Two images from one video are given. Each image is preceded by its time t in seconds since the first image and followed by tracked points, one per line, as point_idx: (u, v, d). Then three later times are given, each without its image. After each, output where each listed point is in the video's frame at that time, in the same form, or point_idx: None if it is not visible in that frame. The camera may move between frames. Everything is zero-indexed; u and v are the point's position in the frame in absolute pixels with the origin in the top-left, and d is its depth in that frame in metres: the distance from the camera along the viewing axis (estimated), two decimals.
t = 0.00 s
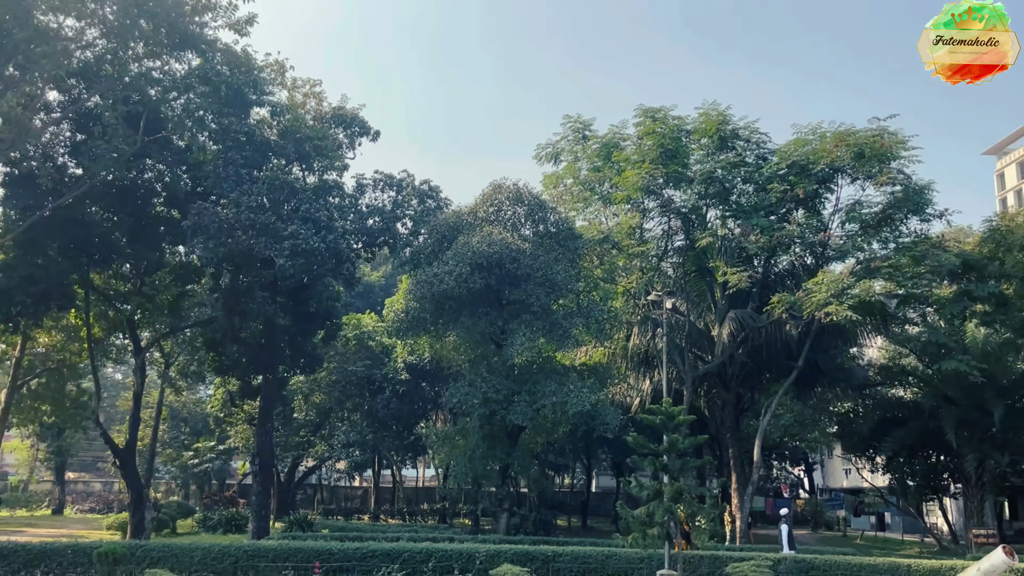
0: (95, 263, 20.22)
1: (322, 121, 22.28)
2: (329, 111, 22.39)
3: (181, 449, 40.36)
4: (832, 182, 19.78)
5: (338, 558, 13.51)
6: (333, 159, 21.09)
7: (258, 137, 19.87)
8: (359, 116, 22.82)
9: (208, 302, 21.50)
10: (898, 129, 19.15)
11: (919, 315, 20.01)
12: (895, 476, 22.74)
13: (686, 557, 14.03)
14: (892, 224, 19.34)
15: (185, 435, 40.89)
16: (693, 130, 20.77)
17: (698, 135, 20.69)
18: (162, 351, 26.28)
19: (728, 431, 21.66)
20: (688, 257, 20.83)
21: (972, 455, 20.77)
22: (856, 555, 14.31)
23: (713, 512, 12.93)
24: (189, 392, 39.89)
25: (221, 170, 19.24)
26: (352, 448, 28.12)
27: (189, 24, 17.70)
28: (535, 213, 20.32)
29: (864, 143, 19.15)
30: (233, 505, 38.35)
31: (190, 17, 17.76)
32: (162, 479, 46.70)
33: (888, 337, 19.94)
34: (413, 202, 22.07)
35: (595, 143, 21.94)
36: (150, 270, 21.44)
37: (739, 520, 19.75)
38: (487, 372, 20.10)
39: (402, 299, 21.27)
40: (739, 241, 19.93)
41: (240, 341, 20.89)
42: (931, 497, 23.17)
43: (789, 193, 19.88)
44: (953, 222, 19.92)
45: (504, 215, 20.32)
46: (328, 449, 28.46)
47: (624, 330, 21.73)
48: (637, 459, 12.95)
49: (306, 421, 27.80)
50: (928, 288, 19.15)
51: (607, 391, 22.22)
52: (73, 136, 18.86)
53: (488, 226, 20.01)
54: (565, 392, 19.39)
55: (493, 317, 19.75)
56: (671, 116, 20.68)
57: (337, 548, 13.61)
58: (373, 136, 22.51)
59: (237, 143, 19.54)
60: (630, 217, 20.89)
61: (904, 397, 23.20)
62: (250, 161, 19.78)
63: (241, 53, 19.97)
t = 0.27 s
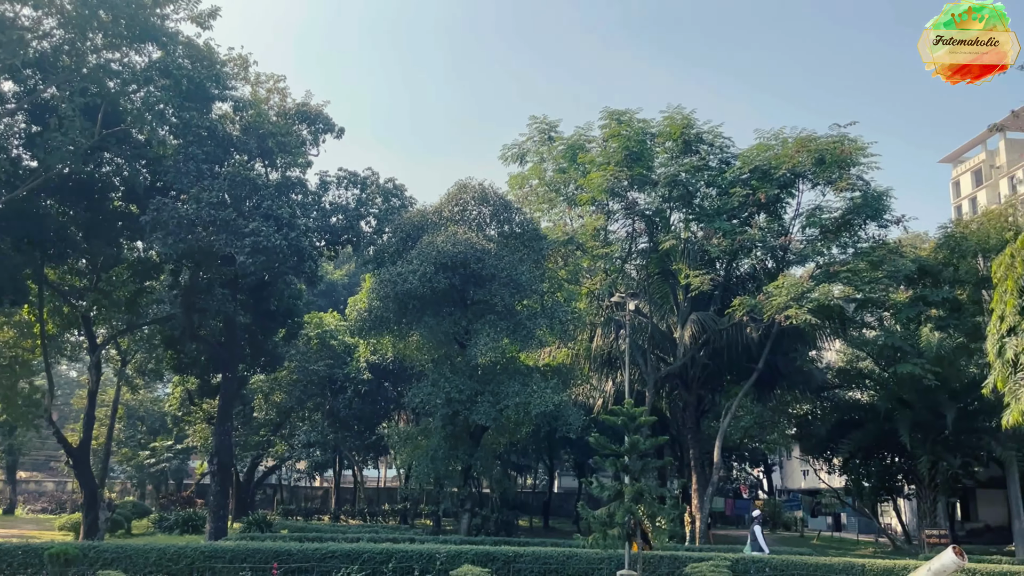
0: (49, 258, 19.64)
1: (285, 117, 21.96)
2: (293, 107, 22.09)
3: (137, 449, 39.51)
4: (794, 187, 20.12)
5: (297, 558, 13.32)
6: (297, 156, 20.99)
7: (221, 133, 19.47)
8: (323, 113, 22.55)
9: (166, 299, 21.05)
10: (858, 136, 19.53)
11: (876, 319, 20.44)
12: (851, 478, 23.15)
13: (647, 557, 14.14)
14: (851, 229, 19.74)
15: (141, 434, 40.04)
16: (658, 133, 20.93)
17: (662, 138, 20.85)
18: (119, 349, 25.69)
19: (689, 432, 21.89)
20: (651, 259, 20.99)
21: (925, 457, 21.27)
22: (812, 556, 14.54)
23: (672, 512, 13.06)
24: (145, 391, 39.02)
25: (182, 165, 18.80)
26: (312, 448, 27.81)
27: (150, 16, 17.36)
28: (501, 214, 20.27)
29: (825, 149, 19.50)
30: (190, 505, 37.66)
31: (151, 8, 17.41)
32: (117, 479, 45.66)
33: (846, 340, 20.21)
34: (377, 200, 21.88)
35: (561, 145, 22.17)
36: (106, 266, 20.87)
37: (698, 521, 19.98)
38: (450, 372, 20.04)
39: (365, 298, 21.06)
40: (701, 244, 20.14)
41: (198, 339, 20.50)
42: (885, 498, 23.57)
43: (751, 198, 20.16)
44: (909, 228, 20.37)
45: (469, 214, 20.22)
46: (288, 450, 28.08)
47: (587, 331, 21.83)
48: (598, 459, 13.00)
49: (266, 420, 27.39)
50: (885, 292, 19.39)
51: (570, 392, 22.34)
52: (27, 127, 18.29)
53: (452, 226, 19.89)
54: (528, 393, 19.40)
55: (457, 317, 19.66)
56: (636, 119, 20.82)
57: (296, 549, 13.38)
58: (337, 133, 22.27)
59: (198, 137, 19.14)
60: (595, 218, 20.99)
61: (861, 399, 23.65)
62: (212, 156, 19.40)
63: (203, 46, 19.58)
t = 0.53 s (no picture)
0: None
1: (247, 113, 21.62)
2: (254, 102, 21.76)
3: (90, 449, 38.54)
4: (754, 192, 20.45)
5: (253, 560, 13.13)
6: (258, 152, 20.66)
7: (181, 128, 19.09)
8: (286, 109, 22.28)
9: (122, 295, 20.56)
10: (818, 142, 19.85)
11: (832, 322, 20.84)
12: (807, 479, 23.54)
13: (606, 557, 14.28)
14: (810, 233, 20.08)
15: (94, 434, 39.08)
16: (621, 137, 21.04)
17: (626, 141, 20.96)
18: (72, 346, 25.03)
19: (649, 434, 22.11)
20: (614, 262, 21.05)
21: (878, 459, 21.76)
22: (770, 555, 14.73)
23: (633, 513, 13.10)
24: (99, 389, 38.05)
25: (140, 160, 18.26)
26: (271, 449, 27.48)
27: (109, 8, 17.20)
28: (464, 214, 20.31)
29: (785, 154, 19.78)
30: (145, 506, 36.90)
31: None
32: (68, 480, 44.50)
33: (804, 344, 20.73)
34: (340, 198, 21.65)
35: (526, 146, 22.00)
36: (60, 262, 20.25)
37: (657, 521, 20.15)
38: (412, 372, 20.02)
39: (327, 297, 20.82)
40: (663, 246, 20.32)
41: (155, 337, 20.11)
42: (839, 498, 24.00)
43: (712, 202, 20.43)
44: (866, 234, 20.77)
45: (433, 214, 20.16)
46: (247, 450, 27.66)
47: (550, 332, 21.93)
48: (559, 460, 13.04)
49: (224, 420, 26.95)
50: (841, 296, 19.82)
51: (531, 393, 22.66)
52: None
53: (415, 225, 19.78)
54: (491, 393, 19.41)
55: (420, 318, 19.54)
56: (601, 122, 20.88)
57: (252, 551, 13.18)
58: (300, 130, 22.00)
59: (157, 132, 18.69)
60: (559, 220, 20.96)
61: (817, 402, 24.10)
62: (171, 151, 18.97)
63: (164, 40, 19.13)
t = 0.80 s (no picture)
0: None
1: (206, 107, 21.20)
2: (214, 97, 21.35)
3: (39, 448, 37.54)
4: (714, 196, 20.72)
5: (208, 561, 12.87)
6: (218, 147, 20.41)
7: (138, 121, 18.54)
8: (246, 104, 21.93)
9: (75, 291, 20.04)
10: (777, 148, 20.15)
11: (790, 325, 21.01)
12: (763, 479, 23.97)
13: (564, 557, 14.33)
14: (769, 237, 20.46)
15: (44, 432, 38.08)
16: (585, 138, 21.08)
17: (590, 143, 21.02)
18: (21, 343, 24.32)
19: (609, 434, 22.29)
20: (575, 263, 21.18)
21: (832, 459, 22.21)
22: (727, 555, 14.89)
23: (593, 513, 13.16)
24: (49, 386, 37.07)
25: (94, 153, 17.65)
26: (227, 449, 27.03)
27: None
28: (427, 213, 20.14)
29: (745, 159, 20.12)
30: (97, 506, 36.05)
31: None
32: (16, 480, 43.29)
33: (761, 345, 21.13)
34: (301, 195, 21.39)
35: (489, 146, 21.99)
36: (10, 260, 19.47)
37: (616, 521, 20.28)
38: (372, 372, 19.85)
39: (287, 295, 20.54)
40: (625, 248, 20.49)
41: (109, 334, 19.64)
42: (794, 498, 24.63)
43: (673, 205, 20.62)
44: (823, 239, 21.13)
45: (395, 213, 20.00)
46: (203, 449, 27.18)
47: (511, 333, 21.95)
48: (520, 460, 13.06)
49: (179, 419, 26.43)
50: (799, 300, 20.27)
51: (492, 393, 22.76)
52: None
53: (377, 223, 19.61)
54: (451, 394, 19.40)
55: (381, 317, 19.35)
56: (563, 123, 20.89)
57: (207, 551, 12.91)
58: (260, 125, 21.66)
59: (113, 125, 18.15)
60: (521, 220, 21.05)
61: (774, 403, 24.50)
62: (127, 145, 18.40)
63: (120, 31, 18.63)
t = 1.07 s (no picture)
0: None
1: (164, 100, 20.86)
2: (172, 90, 20.99)
3: None
4: (674, 198, 20.91)
5: (161, 561, 12.69)
6: (175, 141, 20.01)
7: (92, 113, 18.10)
8: (205, 98, 21.64)
9: (24, 286, 19.55)
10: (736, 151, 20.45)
11: (747, 327, 21.36)
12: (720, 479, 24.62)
13: (522, 557, 14.32)
14: (728, 240, 20.65)
15: None
16: (547, 139, 21.24)
17: (552, 143, 21.21)
18: None
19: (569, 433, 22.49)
20: (537, 263, 21.32)
21: (787, 459, 22.58)
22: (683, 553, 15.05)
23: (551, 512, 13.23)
24: None
25: (47, 146, 17.27)
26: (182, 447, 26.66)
27: None
28: (388, 211, 19.97)
29: (705, 161, 20.37)
30: (46, 505, 35.22)
31: None
32: None
33: (719, 347, 21.38)
34: (260, 191, 21.11)
35: (451, 145, 21.88)
36: None
37: (574, 520, 20.36)
38: (331, 370, 19.67)
39: (244, 291, 20.23)
40: (586, 248, 20.65)
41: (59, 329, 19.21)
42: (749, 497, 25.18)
43: (634, 206, 20.77)
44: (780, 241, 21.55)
45: (356, 210, 19.83)
46: (157, 448, 26.72)
47: (472, 332, 21.94)
48: (478, 460, 13.00)
49: (133, 418, 25.93)
50: (756, 302, 20.57)
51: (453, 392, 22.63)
52: None
53: (337, 220, 19.40)
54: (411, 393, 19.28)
55: (340, 315, 19.17)
56: (526, 122, 20.94)
57: (160, 551, 12.73)
58: (219, 120, 21.37)
59: (67, 117, 17.76)
60: (483, 220, 21.03)
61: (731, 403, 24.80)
62: (81, 138, 17.95)
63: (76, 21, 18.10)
